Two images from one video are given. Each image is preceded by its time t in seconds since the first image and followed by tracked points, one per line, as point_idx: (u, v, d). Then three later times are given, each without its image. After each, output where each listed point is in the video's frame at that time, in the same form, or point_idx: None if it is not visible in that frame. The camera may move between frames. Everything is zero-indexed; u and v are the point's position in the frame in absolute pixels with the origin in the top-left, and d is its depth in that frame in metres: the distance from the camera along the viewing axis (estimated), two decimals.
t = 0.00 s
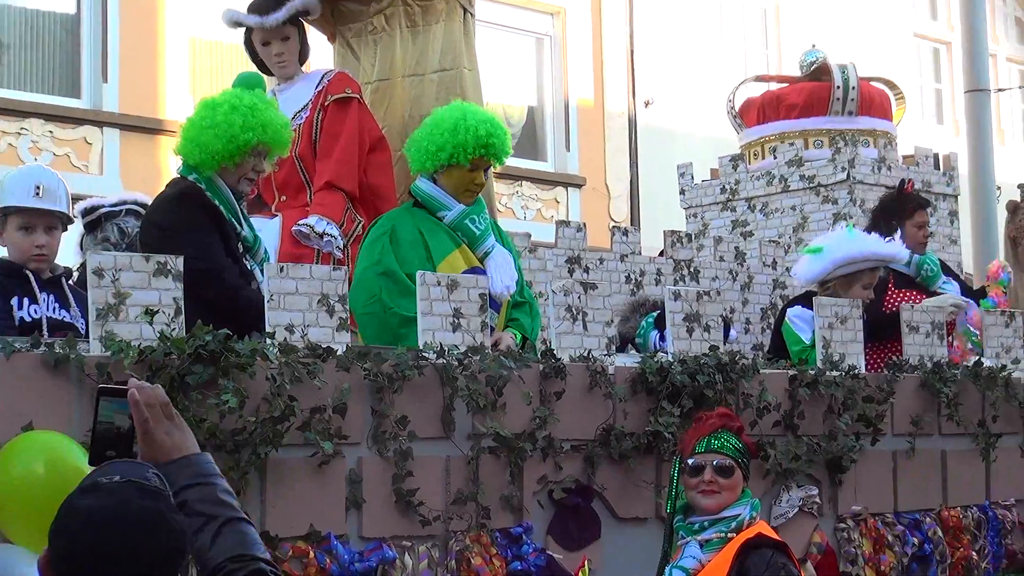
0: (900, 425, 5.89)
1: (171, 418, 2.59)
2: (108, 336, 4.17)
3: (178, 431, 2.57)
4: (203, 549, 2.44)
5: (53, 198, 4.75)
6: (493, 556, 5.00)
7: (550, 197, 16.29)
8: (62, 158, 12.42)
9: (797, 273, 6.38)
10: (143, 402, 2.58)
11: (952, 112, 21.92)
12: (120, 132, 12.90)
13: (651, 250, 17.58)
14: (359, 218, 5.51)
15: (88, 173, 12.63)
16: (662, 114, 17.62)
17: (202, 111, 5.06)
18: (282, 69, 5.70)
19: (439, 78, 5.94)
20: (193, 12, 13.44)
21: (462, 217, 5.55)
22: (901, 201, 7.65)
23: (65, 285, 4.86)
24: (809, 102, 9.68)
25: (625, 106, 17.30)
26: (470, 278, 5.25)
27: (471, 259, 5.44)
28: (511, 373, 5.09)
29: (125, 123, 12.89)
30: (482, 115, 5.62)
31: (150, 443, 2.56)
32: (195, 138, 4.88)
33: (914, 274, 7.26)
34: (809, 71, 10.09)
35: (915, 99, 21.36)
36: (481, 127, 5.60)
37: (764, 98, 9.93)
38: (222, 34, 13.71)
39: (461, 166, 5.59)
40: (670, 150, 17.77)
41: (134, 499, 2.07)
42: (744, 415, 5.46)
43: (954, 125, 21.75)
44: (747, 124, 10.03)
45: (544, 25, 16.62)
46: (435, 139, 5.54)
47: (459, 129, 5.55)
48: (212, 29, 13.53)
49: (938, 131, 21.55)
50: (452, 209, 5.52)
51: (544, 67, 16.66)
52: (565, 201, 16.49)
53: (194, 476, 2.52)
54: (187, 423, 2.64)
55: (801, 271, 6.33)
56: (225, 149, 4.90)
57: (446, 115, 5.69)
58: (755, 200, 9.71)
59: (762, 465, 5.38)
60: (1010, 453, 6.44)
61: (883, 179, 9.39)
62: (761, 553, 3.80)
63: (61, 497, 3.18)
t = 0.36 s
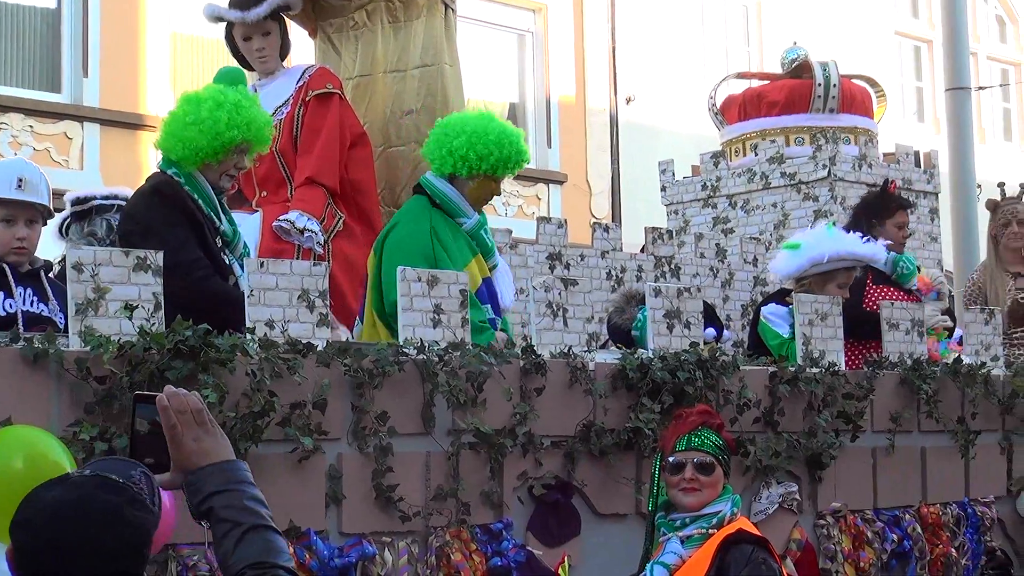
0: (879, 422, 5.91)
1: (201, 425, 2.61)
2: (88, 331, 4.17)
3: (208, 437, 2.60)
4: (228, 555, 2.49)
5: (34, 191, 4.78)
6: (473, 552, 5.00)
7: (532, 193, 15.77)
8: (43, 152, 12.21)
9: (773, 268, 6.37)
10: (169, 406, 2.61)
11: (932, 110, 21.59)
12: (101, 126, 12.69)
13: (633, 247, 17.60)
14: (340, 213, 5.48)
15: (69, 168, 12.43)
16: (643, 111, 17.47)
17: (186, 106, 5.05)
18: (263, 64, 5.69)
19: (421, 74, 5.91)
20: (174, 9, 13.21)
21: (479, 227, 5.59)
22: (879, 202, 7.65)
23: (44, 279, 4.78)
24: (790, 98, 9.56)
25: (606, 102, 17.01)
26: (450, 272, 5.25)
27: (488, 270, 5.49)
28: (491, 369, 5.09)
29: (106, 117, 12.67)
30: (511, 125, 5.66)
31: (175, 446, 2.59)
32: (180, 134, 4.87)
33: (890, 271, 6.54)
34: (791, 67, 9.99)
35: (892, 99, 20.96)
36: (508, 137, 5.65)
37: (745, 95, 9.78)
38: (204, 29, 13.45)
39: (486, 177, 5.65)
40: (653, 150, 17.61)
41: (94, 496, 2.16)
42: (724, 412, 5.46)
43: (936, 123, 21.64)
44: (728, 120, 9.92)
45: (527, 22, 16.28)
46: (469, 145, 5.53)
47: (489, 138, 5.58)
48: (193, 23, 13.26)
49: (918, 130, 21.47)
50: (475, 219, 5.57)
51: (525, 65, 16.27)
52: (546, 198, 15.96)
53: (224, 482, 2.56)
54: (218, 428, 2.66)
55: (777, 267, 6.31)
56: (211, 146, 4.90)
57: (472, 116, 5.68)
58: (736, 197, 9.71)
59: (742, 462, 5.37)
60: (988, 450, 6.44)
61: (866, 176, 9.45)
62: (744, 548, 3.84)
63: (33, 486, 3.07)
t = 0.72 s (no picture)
0: (857, 417, 5.91)
1: (188, 425, 2.67)
2: (65, 323, 4.16)
3: (196, 437, 2.65)
4: (214, 552, 2.51)
5: (11, 183, 4.91)
6: (451, 546, 5.00)
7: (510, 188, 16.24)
8: (20, 145, 12.59)
9: (758, 261, 6.38)
10: (157, 406, 2.69)
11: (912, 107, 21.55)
12: (79, 118, 13.13)
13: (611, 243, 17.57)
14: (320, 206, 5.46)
15: (47, 161, 12.86)
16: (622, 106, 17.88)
17: (163, 104, 5.01)
18: (242, 57, 5.68)
19: (400, 68, 5.89)
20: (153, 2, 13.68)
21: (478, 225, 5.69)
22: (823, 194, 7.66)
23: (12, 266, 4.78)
24: (769, 94, 9.30)
25: (586, 98, 17.44)
26: (429, 267, 5.25)
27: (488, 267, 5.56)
28: (470, 363, 5.08)
29: (84, 109, 13.12)
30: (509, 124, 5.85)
31: (165, 446, 2.66)
32: (160, 137, 4.82)
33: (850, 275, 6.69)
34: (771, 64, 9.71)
35: (874, 92, 21.05)
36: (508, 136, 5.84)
37: (724, 90, 9.54)
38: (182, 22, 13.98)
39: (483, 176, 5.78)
40: (629, 147, 17.93)
41: (62, 481, 2.15)
42: (702, 406, 5.46)
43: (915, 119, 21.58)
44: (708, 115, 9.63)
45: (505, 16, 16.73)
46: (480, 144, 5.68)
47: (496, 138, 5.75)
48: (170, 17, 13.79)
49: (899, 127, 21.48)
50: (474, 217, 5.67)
51: (505, 61, 16.73)
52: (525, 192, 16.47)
53: (209, 482, 2.59)
54: (206, 431, 2.72)
55: (763, 261, 6.31)
56: (192, 148, 4.88)
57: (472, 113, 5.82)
58: (715, 193, 9.40)
59: (719, 456, 5.38)
60: (965, 445, 6.45)
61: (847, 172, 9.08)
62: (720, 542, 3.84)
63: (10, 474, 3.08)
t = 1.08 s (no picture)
0: (826, 413, 5.94)
1: (146, 418, 2.56)
2: (33, 316, 4.14)
3: (153, 430, 2.55)
4: (174, 546, 2.42)
5: None
6: (420, 540, 5.00)
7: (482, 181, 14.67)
8: None
9: (742, 256, 6.15)
10: (114, 399, 2.56)
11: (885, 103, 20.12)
12: (49, 110, 11.70)
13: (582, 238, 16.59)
14: (290, 200, 5.46)
15: (16, 153, 11.45)
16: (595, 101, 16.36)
17: (118, 92, 5.03)
18: (213, 50, 5.66)
19: (372, 61, 5.87)
20: None
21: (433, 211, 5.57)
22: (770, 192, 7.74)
23: None
24: (740, 90, 8.97)
25: (558, 92, 15.89)
26: (400, 261, 5.23)
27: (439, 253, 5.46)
28: (440, 357, 5.08)
29: (54, 102, 11.69)
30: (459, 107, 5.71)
31: (121, 440, 2.54)
32: (116, 121, 4.84)
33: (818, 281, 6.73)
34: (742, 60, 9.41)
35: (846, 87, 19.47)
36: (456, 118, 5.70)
37: (696, 86, 9.19)
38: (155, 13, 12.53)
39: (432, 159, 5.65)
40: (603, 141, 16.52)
41: (35, 472, 2.07)
42: (672, 401, 5.47)
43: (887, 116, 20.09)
44: (679, 111, 9.28)
45: (479, 9, 15.18)
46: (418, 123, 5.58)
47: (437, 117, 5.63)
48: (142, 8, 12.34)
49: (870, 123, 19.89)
50: (425, 202, 5.54)
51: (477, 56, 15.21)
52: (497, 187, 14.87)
53: (167, 475, 2.50)
54: (162, 423, 2.62)
55: (746, 257, 6.07)
56: (150, 129, 4.87)
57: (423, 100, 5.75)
58: (686, 188, 8.93)
59: (689, 451, 5.38)
60: (933, 442, 6.47)
61: (815, 169, 8.70)
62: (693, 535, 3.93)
63: None
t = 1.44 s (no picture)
0: (796, 410, 5.93)
1: (94, 410, 2.44)
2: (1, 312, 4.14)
3: (103, 422, 2.43)
4: (125, 539, 2.33)
5: None
6: (390, 536, 5.00)
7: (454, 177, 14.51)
8: None
9: (715, 255, 6.13)
10: (62, 392, 2.43)
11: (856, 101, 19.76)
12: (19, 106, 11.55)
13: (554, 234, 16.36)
14: (260, 196, 5.45)
15: None
16: (567, 98, 16.12)
17: (90, 84, 5.02)
18: (183, 45, 5.64)
19: (343, 57, 5.84)
20: None
21: (377, 208, 5.46)
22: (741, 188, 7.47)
23: None
24: (712, 87, 8.97)
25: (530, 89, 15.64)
26: (370, 257, 5.21)
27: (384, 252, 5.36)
28: (410, 354, 5.06)
29: (23, 97, 11.55)
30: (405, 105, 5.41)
31: (69, 431, 2.41)
32: (86, 113, 4.82)
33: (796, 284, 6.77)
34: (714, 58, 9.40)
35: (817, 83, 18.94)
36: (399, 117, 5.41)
37: (667, 82, 9.19)
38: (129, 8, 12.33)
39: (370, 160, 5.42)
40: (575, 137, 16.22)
41: (8, 465, 2.05)
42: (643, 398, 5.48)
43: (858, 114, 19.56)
44: (650, 107, 9.31)
45: (450, 5, 14.99)
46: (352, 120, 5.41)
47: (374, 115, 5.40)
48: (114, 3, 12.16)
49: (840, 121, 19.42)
50: (367, 201, 5.43)
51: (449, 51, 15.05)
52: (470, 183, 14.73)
53: (118, 466, 2.39)
54: (110, 417, 2.49)
55: (719, 255, 6.06)
56: (119, 122, 4.85)
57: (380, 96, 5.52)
58: (657, 184, 8.96)
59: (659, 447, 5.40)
60: (902, 439, 6.49)
61: (786, 166, 8.75)
62: (687, 532, 3.82)
63: None
